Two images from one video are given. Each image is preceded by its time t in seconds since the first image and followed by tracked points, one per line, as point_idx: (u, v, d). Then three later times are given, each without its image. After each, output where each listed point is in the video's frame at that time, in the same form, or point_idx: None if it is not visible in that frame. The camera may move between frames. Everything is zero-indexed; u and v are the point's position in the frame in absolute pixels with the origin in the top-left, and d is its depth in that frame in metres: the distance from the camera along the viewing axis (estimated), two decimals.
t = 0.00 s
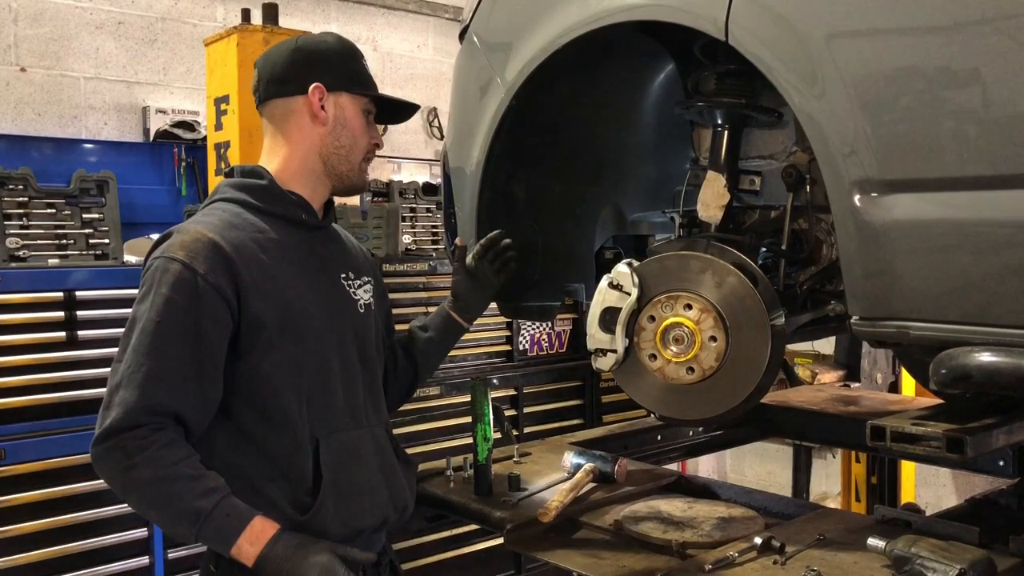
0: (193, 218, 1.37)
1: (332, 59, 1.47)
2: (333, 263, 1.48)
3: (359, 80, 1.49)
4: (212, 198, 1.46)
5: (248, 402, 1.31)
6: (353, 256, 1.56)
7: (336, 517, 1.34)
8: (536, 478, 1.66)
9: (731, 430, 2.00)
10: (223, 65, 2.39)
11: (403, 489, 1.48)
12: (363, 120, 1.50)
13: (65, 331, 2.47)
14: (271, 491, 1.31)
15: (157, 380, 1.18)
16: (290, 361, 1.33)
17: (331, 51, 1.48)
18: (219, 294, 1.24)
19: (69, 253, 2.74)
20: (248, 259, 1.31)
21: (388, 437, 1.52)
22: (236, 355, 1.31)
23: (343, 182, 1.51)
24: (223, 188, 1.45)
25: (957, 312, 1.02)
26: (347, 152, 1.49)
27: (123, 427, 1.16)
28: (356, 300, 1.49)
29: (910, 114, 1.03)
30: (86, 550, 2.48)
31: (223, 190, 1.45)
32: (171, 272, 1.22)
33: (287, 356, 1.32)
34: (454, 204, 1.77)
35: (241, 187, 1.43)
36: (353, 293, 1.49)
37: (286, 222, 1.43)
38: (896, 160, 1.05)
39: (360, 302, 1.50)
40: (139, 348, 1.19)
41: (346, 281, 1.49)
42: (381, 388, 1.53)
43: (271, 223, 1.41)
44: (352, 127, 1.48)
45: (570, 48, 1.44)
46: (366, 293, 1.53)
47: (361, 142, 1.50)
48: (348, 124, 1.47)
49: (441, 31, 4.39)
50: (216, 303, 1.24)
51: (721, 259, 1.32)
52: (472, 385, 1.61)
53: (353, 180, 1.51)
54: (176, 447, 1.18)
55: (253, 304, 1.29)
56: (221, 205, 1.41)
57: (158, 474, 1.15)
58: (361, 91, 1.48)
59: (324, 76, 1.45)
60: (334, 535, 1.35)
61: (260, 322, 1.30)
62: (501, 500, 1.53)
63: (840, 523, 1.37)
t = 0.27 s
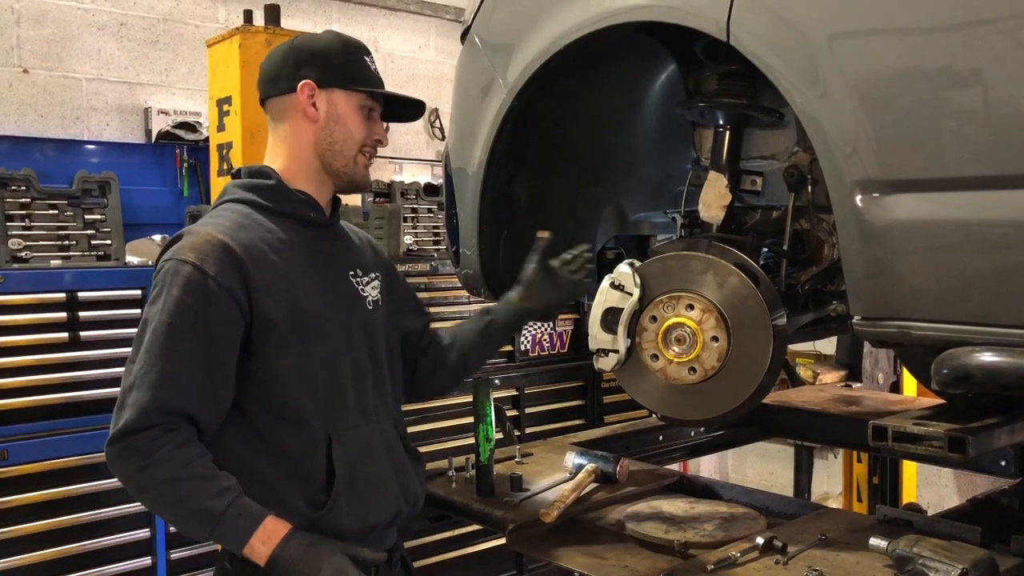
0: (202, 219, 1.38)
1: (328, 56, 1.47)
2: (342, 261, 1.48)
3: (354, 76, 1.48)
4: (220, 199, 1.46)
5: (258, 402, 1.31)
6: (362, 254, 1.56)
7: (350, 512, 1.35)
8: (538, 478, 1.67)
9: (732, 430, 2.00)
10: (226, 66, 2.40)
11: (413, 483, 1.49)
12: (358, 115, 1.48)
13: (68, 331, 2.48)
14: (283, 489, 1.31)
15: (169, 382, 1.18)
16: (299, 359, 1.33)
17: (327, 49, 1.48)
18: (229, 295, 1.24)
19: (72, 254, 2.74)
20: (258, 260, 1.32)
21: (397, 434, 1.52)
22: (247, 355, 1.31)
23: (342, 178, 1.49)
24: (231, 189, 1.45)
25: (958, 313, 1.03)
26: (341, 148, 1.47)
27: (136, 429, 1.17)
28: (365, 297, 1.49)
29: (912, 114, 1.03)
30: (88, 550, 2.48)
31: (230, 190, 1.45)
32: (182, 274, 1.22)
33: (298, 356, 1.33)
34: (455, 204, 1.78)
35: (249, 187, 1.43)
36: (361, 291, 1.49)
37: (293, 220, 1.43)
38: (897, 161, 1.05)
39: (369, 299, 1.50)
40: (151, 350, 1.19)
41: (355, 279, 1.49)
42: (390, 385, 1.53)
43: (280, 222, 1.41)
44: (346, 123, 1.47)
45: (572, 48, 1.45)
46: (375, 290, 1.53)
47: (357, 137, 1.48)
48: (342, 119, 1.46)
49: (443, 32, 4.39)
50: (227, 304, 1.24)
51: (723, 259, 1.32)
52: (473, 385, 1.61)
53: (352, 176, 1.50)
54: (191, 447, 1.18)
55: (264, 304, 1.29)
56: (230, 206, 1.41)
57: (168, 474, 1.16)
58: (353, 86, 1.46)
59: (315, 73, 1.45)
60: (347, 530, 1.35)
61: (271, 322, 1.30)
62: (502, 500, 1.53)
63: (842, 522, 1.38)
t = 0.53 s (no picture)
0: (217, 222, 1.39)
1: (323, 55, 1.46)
2: (359, 258, 1.47)
3: (350, 72, 1.46)
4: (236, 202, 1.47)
5: (271, 402, 1.32)
6: (380, 250, 1.54)
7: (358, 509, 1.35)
8: (541, 478, 1.67)
9: (735, 430, 2.01)
10: (229, 67, 2.40)
11: (425, 478, 1.49)
12: (356, 112, 1.47)
13: (71, 332, 2.49)
14: (297, 486, 1.33)
15: (184, 381, 1.19)
16: (312, 359, 1.34)
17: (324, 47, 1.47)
18: (240, 296, 1.26)
19: (76, 255, 2.75)
20: (268, 261, 1.33)
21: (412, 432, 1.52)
22: (259, 355, 1.32)
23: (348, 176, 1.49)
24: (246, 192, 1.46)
25: (960, 313, 1.03)
26: (341, 147, 1.47)
27: (154, 428, 1.18)
28: (382, 294, 1.47)
29: (914, 114, 1.03)
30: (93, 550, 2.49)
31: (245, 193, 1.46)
32: (194, 276, 1.24)
33: (309, 356, 1.33)
34: (458, 205, 1.78)
35: (263, 189, 1.44)
36: (378, 288, 1.47)
37: (305, 221, 1.43)
38: (899, 161, 1.05)
39: (386, 296, 1.48)
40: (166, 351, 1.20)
41: (371, 276, 1.47)
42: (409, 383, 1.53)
43: (292, 223, 1.41)
44: (342, 121, 1.46)
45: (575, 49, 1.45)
46: (393, 286, 1.51)
47: (357, 134, 1.47)
48: (337, 118, 1.45)
49: (446, 33, 4.39)
50: (238, 305, 1.25)
51: (726, 259, 1.32)
52: (477, 384, 1.62)
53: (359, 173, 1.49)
54: (208, 444, 1.19)
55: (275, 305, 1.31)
56: (243, 209, 1.42)
57: (185, 466, 1.17)
58: (346, 83, 1.45)
59: (309, 73, 1.45)
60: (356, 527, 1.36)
61: (282, 323, 1.31)
62: (505, 500, 1.54)
63: (845, 522, 1.38)
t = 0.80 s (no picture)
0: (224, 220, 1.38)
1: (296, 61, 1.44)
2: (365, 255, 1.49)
3: (314, 79, 1.42)
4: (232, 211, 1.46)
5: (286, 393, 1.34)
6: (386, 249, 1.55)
7: (354, 509, 1.34)
8: (544, 478, 1.67)
9: (740, 430, 2.00)
10: (233, 67, 2.40)
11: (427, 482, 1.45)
12: (320, 120, 1.42)
13: (76, 333, 2.49)
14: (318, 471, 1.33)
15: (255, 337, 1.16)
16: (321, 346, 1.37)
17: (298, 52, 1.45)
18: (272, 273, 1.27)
19: (80, 256, 2.75)
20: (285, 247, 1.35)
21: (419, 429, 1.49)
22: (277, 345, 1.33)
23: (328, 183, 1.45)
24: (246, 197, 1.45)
25: (965, 312, 1.02)
26: (315, 155, 1.44)
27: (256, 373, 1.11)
28: (389, 291, 1.49)
29: (919, 113, 1.02)
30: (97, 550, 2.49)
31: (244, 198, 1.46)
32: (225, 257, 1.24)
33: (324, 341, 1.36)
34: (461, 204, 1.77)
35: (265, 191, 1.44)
36: (384, 285, 1.49)
37: (304, 221, 1.43)
38: (904, 159, 1.05)
39: (391, 296, 1.49)
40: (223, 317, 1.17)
41: (378, 273, 1.49)
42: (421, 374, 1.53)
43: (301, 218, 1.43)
44: (310, 129, 1.43)
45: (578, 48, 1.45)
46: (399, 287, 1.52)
47: (325, 142, 1.43)
48: (305, 127, 1.43)
49: (449, 33, 4.39)
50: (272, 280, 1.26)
51: (729, 258, 1.32)
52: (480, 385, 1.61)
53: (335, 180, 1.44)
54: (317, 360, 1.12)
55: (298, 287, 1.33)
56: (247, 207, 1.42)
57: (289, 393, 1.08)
58: (305, 92, 1.41)
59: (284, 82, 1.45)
60: (348, 527, 1.35)
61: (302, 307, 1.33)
62: (509, 500, 1.54)
63: (850, 522, 1.37)
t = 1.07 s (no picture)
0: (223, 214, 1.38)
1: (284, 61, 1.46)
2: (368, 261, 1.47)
3: (298, 75, 1.43)
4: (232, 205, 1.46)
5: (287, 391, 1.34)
6: (394, 252, 1.53)
7: (354, 506, 1.34)
8: (549, 477, 1.67)
9: (745, 429, 2.00)
10: (236, 67, 2.41)
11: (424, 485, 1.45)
12: (308, 116, 1.43)
13: (82, 333, 2.50)
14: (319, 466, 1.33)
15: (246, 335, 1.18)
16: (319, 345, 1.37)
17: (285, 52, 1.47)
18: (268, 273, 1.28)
19: (85, 257, 2.75)
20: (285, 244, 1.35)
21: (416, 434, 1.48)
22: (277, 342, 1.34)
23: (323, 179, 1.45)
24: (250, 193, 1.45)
25: (968, 311, 1.02)
26: (306, 152, 1.45)
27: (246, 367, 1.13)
28: (390, 297, 1.48)
29: (922, 112, 1.03)
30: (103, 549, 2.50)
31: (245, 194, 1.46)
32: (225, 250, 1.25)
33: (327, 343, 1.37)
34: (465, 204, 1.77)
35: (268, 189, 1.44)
36: (386, 291, 1.47)
37: (307, 221, 1.43)
38: (907, 158, 1.05)
39: (394, 300, 1.48)
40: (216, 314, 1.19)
41: (380, 279, 1.47)
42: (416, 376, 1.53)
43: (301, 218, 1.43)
44: (299, 126, 1.44)
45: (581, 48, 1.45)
46: (403, 291, 1.50)
47: (314, 137, 1.43)
48: (295, 125, 1.45)
49: (453, 32, 4.40)
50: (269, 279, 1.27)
51: (733, 258, 1.32)
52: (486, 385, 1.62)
53: (328, 175, 1.44)
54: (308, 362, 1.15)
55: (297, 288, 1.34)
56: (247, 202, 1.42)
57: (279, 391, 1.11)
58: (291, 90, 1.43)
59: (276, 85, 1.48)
60: (345, 526, 1.34)
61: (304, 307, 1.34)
62: (514, 499, 1.54)
63: (854, 521, 1.37)
